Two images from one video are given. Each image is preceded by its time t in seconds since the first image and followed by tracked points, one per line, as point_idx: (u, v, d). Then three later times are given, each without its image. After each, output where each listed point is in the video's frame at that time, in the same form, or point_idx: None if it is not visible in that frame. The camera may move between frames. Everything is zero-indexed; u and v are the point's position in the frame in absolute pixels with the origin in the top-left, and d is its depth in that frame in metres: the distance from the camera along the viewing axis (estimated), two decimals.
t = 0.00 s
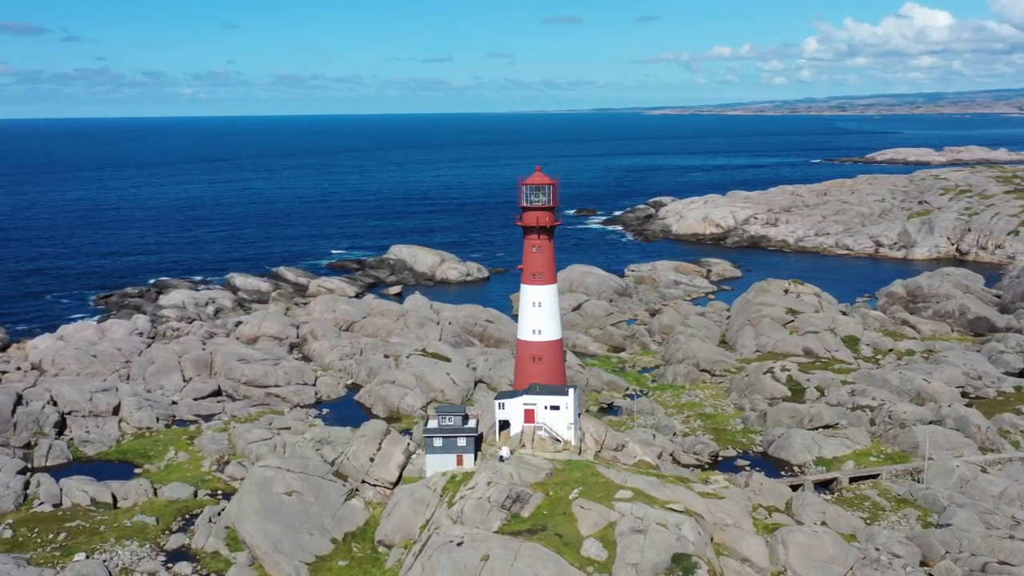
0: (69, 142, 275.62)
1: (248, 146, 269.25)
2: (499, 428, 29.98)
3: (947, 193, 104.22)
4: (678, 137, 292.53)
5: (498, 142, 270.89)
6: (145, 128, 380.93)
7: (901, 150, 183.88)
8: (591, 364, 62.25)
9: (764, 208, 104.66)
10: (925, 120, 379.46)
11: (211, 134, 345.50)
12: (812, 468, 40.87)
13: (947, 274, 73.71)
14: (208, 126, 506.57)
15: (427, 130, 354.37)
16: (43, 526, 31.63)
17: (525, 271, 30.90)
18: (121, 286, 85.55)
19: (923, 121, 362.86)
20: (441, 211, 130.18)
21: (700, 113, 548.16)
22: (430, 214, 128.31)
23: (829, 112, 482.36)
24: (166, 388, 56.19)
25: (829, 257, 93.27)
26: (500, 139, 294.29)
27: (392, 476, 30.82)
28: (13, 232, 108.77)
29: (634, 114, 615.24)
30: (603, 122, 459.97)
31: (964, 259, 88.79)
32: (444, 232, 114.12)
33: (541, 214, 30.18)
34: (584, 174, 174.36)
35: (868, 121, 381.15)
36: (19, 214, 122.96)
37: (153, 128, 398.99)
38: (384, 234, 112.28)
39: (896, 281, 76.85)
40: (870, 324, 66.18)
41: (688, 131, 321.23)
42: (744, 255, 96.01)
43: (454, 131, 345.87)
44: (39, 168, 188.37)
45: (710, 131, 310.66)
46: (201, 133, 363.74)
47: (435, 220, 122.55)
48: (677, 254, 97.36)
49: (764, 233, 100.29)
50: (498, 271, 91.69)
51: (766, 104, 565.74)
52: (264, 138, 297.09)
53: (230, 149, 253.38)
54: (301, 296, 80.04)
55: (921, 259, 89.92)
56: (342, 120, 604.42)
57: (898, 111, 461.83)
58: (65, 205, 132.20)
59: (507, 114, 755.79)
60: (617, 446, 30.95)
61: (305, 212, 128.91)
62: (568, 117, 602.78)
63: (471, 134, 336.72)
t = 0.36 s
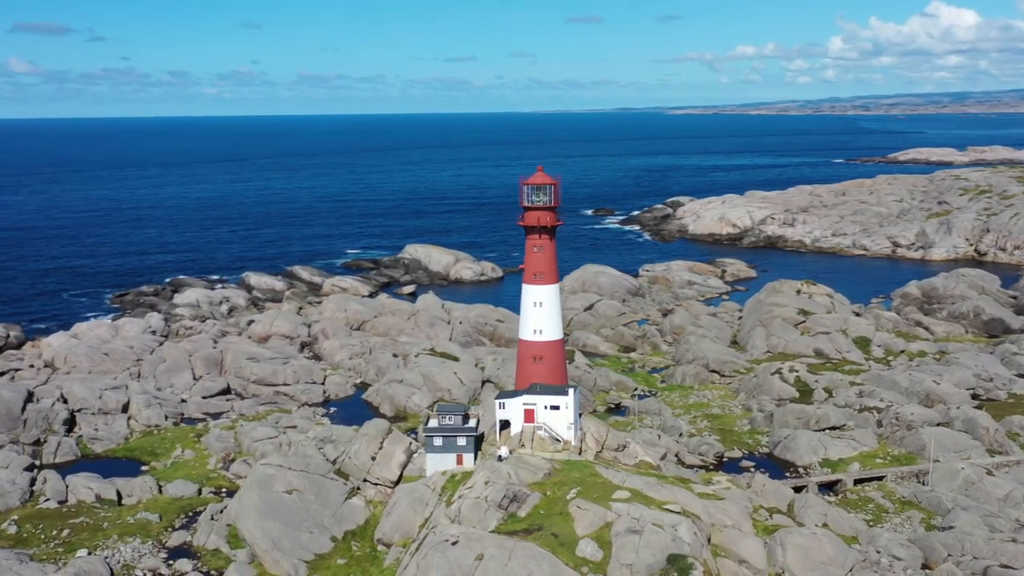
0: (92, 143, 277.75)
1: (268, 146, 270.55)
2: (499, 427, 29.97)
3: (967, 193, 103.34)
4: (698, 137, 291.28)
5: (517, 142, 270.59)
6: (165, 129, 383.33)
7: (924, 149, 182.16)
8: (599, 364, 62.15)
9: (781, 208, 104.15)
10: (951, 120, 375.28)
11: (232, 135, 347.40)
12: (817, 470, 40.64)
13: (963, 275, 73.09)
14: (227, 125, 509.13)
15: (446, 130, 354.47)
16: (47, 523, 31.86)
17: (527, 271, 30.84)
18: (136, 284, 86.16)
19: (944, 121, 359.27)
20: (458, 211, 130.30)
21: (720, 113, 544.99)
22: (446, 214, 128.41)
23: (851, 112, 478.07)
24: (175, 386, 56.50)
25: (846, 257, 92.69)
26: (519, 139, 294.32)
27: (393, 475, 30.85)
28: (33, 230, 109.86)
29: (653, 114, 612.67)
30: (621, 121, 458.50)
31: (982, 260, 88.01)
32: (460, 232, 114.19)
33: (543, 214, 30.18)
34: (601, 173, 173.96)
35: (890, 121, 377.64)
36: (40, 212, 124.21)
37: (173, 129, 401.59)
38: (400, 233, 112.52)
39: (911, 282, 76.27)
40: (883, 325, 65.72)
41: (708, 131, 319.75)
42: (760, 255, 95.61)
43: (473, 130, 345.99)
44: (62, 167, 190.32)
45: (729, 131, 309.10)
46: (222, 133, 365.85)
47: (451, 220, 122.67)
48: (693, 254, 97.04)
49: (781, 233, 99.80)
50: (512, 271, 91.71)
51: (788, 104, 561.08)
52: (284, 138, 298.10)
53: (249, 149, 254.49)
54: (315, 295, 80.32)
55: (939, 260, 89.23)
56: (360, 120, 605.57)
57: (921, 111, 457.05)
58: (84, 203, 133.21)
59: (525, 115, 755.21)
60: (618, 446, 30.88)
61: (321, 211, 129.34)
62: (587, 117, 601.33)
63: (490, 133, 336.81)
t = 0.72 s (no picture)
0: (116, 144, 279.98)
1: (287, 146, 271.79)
2: (500, 427, 29.96)
3: (987, 193, 102.49)
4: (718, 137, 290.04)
5: (535, 142, 270.41)
6: (185, 129, 386.12)
7: (946, 150, 180.45)
8: (607, 364, 62.05)
9: (798, 208, 103.63)
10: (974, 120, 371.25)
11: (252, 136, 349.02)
12: (823, 472, 40.38)
13: (979, 276, 72.45)
14: (246, 126, 511.88)
15: (464, 130, 354.86)
16: (52, 519, 32.10)
17: (529, 271, 30.81)
18: (152, 283, 86.77)
19: (967, 121, 355.60)
20: (474, 211, 130.41)
21: (740, 113, 541.92)
22: (463, 213, 128.52)
23: (872, 112, 474.25)
24: (185, 384, 56.79)
25: (863, 258, 92.10)
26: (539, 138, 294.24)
27: (394, 474, 30.93)
28: (53, 229, 110.90)
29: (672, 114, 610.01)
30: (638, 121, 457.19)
31: (1001, 262, 87.21)
32: (475, 231, 114.24)
33: (544, 214, 30.14)
34: (619, 173, 173.66)
35: (912, 121, 374.14)
36: (60, 211, 125.42)
37: (193, 129, 404.39)
38: (416, 233, 112.73)
39: (927, 284, 75.70)
40: (895, 326, 65.27)
41: (727, 131, 318.55)
42: (776, 255, 95.21)
43: (492, 130, 346.23)
44: (84, 167, 192.21)
45: (749, 131, 307.80)
46: (243, 133, 368.08)
47: (467, 220, 122.77)
48: (709, 254, 96.69)
49: (799, 233, 99.30)
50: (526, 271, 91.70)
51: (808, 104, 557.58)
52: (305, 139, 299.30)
53: (269, 149, 255.67)
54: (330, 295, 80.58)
55: (957, 261, 88.56)
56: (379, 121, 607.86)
57: (945, 111, 452.06)
58: (103, 203, 134.38)
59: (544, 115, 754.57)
60: (620, 446, 30.81)
61: (337, 211, 129.80)
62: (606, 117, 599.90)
63: (508, 133, 337.04)
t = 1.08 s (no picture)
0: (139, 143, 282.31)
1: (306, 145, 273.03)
2: (500, 427, 29.96)
3: (1008, 194, 101.59)
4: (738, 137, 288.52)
5: (554, 142, 270.23)
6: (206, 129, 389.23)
7: (968, 149, 178.72)
8: (615, 364, 61.92)
9: (816, 208, 103.05)
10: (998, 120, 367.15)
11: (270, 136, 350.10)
12: (827, 473, 40.16)
13: (994, 277, 71.80)
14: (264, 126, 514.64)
15: (482, 129, 355.32)
16: (56, 516, 32.36)
17: (530, 271, 30.80)
18: (168, 281, 87.28)
19: (989, 120, 351.74)
20: (490, 211, 130.48)
21: (759, 113, 538.67)
22: (479, 213, 128.61)
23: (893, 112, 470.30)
24: (195, 382, 57.08)
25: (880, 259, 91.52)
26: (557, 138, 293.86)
27: (395, 473, 30.97)
28: (71, 228, 111.85)
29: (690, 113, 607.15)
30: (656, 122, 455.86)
31: (1020, 263, 86.37)
32: (489, 231, 114.31)
33: (545, 214, 30.18)
34: (636, 173, 173.35)
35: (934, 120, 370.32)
36: (79, 210, 126.42)
37: (213, 129, 407.38)
38: (431, 233, 112.86)
39: (943, 285, 75.06)
40: (908, 327, 64.82)
41: (746, 131, 317.38)
42: (792, 256, 94.75)
43: (511, 130, 346.58)
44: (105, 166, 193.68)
45: (768, 131, 306.15)
46: (262, 134, 370.06)
47: (482, 220, 122.85)
48: (725, 255, 96.35)
49: (815, 234, 98.77)
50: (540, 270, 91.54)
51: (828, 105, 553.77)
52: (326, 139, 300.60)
53: (288, 148, 256.93)
54: (344, 293, 80.83)
55: (975, 262, 87.80)
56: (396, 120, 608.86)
57: (967, 111, 447.09)
58: (122, 201, 135.48)
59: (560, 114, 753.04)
60: (621, 447, 30.71)
61: (353, 210, 130.23)
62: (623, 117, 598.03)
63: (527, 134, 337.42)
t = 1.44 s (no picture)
0: (163, 142, 284.17)
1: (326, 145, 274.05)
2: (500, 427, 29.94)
3: None
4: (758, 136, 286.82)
5: (573, 141, 269.72)
6: (227, 129, 391.83)
7: (992, 149, 176.87)
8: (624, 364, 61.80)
9: (833, 209, 102.46)
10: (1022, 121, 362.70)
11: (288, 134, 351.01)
12: (833, 474, 39.95)
13: (1011, 278, 71.11)
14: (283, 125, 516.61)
15: (500, 130, 355.55)
16: (61, 512, 32.62)
17: (531, 271, 30.80)
18: (183, 280, 87.79)
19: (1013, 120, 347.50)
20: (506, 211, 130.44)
21: (780, 113, 534.91)
22: (495, 213, 128.62)
23: (916, 112, 466.10)
24: (205, 380, 57.41)
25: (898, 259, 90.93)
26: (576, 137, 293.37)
27: (397, 472, 30.99)
28: (89, 226, 112.74)
29: (709, 113, 604.00)
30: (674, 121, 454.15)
31: None
32: (505, 231, 114.35)
33: (546, 214, 30.17)
34: (654, 173, 172.86)
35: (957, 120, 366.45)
36: (98, 209, 127.43)
37: (233, 129, 409.79)
38: (447, 232, 112.95)
39: (959, 286, 74.43)
40: (921, 329, 64.34)
41: (766, 130, 315.94)
42: (809, 256, 94.30)
43: (529, 130, 346.54)
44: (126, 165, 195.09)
45: (788, 131, 304.15)
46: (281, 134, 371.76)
47: (498, 219, 122.90)
48: (741, 255, 95.99)
49: (832, 234, 98.24)
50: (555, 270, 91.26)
51: (849, 105, 550.20)
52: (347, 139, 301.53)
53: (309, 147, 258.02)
54: (358, 292, 81.06)
55: (993, 263, 87.06)
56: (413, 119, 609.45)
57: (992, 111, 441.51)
58: (141, 200, 136.50)
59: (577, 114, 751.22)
60: (622, 447, 30.62)
61: (370, 210, 130.53)
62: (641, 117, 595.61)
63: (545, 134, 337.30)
